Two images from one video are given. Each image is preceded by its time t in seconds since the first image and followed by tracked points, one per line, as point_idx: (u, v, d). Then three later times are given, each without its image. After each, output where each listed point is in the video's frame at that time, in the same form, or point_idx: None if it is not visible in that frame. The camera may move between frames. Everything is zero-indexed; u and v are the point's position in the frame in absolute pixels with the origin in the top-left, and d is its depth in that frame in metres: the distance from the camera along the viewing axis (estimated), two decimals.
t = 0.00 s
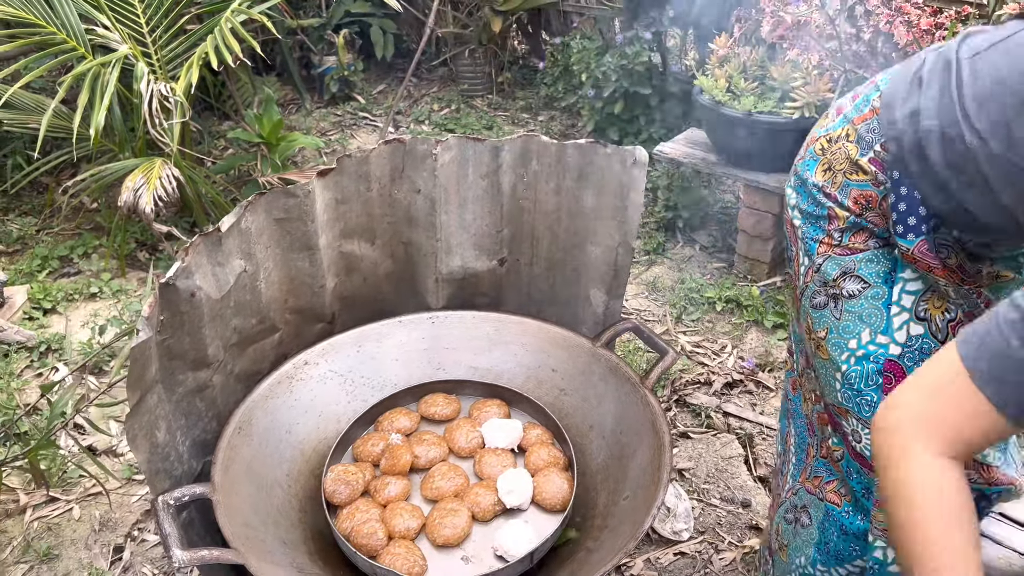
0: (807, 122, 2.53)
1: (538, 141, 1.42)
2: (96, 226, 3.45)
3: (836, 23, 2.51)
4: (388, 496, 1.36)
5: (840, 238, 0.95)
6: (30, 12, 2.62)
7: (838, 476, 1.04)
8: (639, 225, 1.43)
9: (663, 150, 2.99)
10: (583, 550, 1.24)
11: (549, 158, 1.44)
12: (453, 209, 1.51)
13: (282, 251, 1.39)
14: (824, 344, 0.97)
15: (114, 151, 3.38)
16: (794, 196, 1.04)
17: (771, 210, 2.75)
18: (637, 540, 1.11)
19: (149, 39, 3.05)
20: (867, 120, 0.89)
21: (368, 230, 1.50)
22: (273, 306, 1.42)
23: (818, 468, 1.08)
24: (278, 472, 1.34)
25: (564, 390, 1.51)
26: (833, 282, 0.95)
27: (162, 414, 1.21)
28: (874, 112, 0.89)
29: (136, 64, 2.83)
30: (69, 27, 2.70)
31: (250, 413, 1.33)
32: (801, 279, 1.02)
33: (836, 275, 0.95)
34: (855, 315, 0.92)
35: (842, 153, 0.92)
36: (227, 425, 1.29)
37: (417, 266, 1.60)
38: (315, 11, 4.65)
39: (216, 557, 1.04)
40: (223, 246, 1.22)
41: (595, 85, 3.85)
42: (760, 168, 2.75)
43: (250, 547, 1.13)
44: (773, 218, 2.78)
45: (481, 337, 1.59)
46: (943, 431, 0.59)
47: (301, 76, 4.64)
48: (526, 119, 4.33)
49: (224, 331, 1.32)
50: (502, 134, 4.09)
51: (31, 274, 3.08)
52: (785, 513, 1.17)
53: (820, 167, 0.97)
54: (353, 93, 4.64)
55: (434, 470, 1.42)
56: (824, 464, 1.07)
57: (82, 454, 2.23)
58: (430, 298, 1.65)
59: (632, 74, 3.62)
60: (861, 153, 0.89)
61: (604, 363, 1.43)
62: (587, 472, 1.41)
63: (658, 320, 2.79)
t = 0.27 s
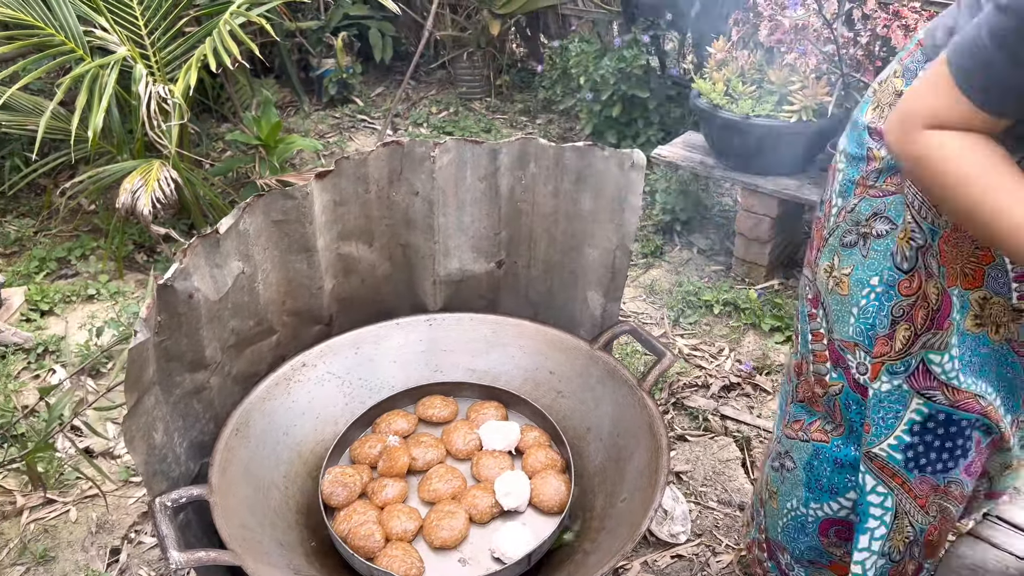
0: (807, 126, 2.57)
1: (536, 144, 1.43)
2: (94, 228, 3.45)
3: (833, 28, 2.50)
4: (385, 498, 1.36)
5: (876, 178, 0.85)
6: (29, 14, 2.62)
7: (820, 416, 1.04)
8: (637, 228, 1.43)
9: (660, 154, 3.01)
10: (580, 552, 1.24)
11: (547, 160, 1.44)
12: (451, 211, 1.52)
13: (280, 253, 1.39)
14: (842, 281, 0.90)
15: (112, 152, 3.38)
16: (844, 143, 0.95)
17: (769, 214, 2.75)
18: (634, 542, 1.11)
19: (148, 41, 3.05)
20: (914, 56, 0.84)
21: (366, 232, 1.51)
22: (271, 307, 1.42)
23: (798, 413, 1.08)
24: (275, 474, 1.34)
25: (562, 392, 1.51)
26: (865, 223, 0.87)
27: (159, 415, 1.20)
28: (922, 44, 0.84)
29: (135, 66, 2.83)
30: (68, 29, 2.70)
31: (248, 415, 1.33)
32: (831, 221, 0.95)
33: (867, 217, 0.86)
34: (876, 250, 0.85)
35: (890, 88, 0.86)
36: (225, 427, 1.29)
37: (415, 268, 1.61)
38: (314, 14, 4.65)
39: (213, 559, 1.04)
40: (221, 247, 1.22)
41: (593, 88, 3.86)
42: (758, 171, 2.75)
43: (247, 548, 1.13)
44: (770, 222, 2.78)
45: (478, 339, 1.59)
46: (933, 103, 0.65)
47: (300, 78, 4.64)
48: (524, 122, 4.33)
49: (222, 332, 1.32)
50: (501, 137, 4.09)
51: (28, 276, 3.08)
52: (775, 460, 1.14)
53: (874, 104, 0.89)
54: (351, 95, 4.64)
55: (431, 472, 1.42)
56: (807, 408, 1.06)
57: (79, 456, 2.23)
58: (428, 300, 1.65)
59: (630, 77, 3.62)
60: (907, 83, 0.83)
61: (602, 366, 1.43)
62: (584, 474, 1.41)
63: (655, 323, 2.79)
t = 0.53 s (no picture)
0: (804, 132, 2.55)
1: (534, 150, 1.43)
2: (94, 230, 3.45)
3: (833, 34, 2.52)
4: (383, 502, 1.37)
5: (899, 136, 1.02)
6: (30, 17, 2.63)
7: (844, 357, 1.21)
8: (636, 233, 1.44)
9: (659, 159, 3.02)
10: (577, 557, 1.25)
11: (546, 166, 1.45)
12: (450, 216, 1.52)
13: (279, 257, 1.39)
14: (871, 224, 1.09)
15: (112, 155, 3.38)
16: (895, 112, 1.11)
17: (767, 219, 2.76)
18: (631, 547, 1.12)
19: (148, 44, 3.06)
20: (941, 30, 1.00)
21: (365, 237, 1.51)
22: (270, 311, 1.43)
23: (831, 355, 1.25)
24: (273, 477, 1.35)
25: (559, 397, 1.51)
26: (887, 176, 1.05)
27: (157, 418, 1.21)
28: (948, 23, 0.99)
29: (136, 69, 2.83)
30: (69, 32, 2.70)
31: (246, 419, 1.33)
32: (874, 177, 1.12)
33: (889, 169, 1.04)
34: (889, 197, 1.04)
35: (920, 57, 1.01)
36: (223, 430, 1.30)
37: (414, 273, 1.61)
38: (314, 18, 4.66)
39: (210, 562, 1.04)
40: (220, 251, 1.23)
41: (592, 93, 3.86)
42: (756, 177, 2.75)
43: (244, 551, 1.14)
44: (769, 227, 2.79)
45: (476, 344, 1.59)
46: None
47: (300, 82, 4.65)
48: (524, 126, 4.34)
49: (221, 336, 1.32)
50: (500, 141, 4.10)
51: (28, 278, 3.08)
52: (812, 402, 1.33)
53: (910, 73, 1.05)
54: (351, 99, 4.65)
55: (428, 477, 1.43)
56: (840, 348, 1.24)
57: (77, 459, 2.23)
58: (427, 304, 1.66)
59: (629, 83, 3.63)
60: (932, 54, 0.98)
61: (600, 371, 1.43)
62: (581, 479, 1.41)
63: (654, 328, 2.80)
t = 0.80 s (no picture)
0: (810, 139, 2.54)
1: (539, 156, 1.44)
2: (99, 230, 3.47)
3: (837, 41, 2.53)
4: (384, 506, 1.37)
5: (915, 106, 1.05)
6: (38, 18, 2.64)
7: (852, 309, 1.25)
8: (640, 240, 1.44)
9: (663, 164, 3.02)
10: (578, 562, 1.25)
11: (550, 172, 1.45)
12: (454, 221, 1.53)
13: (284, 261, 1.40)
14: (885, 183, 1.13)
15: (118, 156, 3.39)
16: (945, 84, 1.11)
17: (771, 225, 2.76)
18: (631, 553, 1.12)
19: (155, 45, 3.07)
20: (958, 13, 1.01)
21: (369, 241, 1.52)
22: (274, 315, 1.43)
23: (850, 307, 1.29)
24: (275, 480, 1.35)
25: (561, 403, 1.52)
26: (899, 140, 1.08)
27: (161, 421, 1.21)
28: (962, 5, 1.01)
29: (143, 70, 2.84)
30: (76, 32, 2.71)
31: (249, 421, 1.34)
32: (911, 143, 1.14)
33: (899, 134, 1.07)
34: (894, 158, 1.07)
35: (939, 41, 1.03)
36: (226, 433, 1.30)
37: (418, 277, 1.62)
38: (320, 20, 4.67)
39: (213, 565, 1.05)
40: (225, 255, 1.23)
41: (597, 97, 3.87)
42: (760, 183, 2.75)
43: (246, 554, 1.14)
44: (773, 233, 2.79)
45: (479, 349, 1.60)
46: None
47: (306, 84, 4.66)
48: (529, 130, 4.34)
49: (225, 339, 1.33)
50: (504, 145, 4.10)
51: (33, 278, 3.10)
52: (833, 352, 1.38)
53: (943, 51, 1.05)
54: (356, 101, 4.66)
55: (430, 481, 1.43)
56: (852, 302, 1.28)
57: (80, 459, 2.24)
58: (430, 309, 1.67)
59: (634, 88, 3.63)
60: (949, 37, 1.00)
61: (602, 377, 1.44)
62: (582, 485, 1.42)
63: (657, 333, 2.80)
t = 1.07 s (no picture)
0: (819, 144, 2.55)
1: (547, 158, 1.44)
2: (109, 226, 3.48)
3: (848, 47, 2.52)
4: (390, 505, 1.38)
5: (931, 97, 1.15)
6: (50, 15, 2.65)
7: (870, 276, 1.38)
8: (647, 243, 1.44)
9: (672, 167, 3.02)
10: (583, 565, 1.26)
11: (558, 174, 1.46)
12: (462, 222, 1.53)
13: (293, 260, 1.40)
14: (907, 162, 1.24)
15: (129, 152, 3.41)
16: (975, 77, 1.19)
17: (779, 230, 2.76)
18: (635, 557, 1.12)
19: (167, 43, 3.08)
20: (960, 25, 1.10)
21: (378, 241, 1.52)
22: (282, 313, 1.44)
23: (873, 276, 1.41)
24: (282, 478, 1.36)
25: (567, 405, 1.52)
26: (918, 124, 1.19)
27: (169, 417, 1.22)
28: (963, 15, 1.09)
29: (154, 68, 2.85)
30: (88, 30, 2.73)
31: (256, 419, 1.35)
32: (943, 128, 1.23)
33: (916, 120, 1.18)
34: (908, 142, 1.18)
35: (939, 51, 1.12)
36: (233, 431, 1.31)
37: (425, 277, 1.63)
38: (331, 19, 4.68)
39: (219, 562, 1.05)
40: (235, 254, 1.24)
41: (606, 100, 3.87)
42: (768, 187, 2.75)
43: (252, 552, 1.15)
44: (780, 238, 2.79)
45: (486, 350, 1.60)
46: None
47: (315, 83, 4.67)
48: (537, 132, 4.35)
49: (233, 337, 1.33)
50: (513, 146, 4.11)
51: (43, 273, 3.11)
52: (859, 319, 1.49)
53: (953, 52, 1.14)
54: (366, 101, 4.67)
55: (435, 481, 1.44)
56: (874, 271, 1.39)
57: (88, 454, 2.25)
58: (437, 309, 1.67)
59: (643, 90, 3.62)
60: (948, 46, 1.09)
61: (608, 380, 1.44)
62: (587, 488, 1.42)
63: (663, 336, 2.80)
